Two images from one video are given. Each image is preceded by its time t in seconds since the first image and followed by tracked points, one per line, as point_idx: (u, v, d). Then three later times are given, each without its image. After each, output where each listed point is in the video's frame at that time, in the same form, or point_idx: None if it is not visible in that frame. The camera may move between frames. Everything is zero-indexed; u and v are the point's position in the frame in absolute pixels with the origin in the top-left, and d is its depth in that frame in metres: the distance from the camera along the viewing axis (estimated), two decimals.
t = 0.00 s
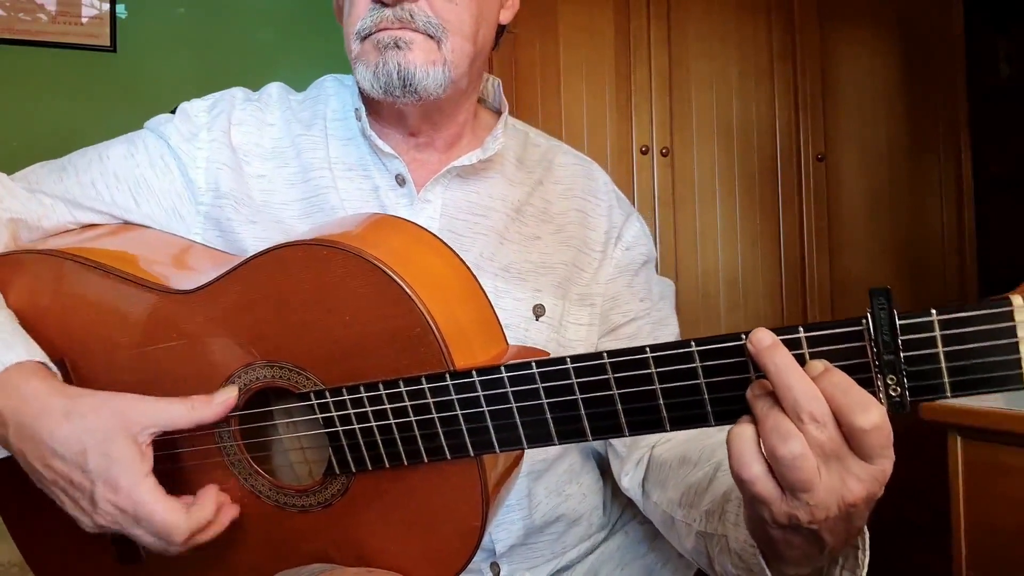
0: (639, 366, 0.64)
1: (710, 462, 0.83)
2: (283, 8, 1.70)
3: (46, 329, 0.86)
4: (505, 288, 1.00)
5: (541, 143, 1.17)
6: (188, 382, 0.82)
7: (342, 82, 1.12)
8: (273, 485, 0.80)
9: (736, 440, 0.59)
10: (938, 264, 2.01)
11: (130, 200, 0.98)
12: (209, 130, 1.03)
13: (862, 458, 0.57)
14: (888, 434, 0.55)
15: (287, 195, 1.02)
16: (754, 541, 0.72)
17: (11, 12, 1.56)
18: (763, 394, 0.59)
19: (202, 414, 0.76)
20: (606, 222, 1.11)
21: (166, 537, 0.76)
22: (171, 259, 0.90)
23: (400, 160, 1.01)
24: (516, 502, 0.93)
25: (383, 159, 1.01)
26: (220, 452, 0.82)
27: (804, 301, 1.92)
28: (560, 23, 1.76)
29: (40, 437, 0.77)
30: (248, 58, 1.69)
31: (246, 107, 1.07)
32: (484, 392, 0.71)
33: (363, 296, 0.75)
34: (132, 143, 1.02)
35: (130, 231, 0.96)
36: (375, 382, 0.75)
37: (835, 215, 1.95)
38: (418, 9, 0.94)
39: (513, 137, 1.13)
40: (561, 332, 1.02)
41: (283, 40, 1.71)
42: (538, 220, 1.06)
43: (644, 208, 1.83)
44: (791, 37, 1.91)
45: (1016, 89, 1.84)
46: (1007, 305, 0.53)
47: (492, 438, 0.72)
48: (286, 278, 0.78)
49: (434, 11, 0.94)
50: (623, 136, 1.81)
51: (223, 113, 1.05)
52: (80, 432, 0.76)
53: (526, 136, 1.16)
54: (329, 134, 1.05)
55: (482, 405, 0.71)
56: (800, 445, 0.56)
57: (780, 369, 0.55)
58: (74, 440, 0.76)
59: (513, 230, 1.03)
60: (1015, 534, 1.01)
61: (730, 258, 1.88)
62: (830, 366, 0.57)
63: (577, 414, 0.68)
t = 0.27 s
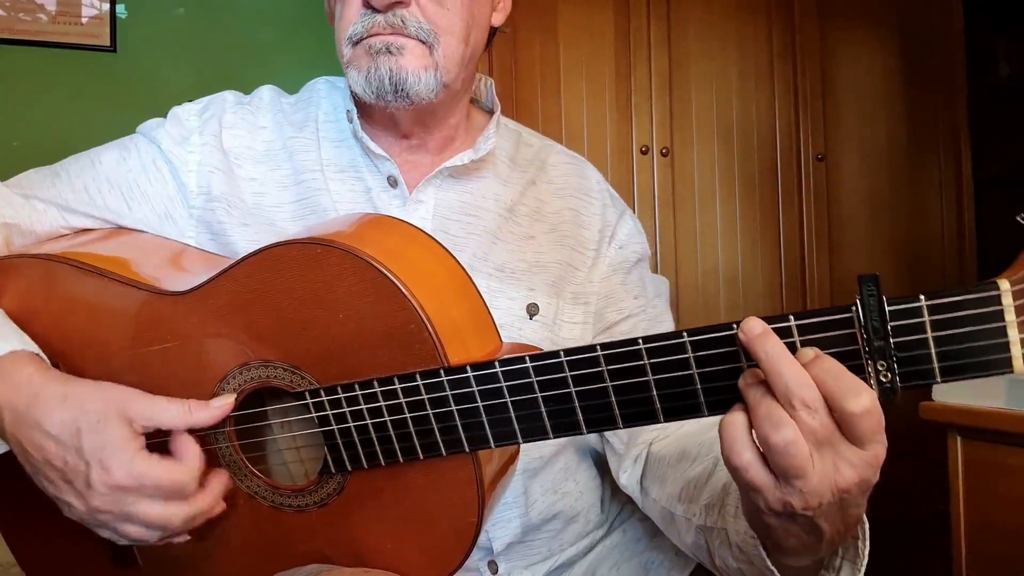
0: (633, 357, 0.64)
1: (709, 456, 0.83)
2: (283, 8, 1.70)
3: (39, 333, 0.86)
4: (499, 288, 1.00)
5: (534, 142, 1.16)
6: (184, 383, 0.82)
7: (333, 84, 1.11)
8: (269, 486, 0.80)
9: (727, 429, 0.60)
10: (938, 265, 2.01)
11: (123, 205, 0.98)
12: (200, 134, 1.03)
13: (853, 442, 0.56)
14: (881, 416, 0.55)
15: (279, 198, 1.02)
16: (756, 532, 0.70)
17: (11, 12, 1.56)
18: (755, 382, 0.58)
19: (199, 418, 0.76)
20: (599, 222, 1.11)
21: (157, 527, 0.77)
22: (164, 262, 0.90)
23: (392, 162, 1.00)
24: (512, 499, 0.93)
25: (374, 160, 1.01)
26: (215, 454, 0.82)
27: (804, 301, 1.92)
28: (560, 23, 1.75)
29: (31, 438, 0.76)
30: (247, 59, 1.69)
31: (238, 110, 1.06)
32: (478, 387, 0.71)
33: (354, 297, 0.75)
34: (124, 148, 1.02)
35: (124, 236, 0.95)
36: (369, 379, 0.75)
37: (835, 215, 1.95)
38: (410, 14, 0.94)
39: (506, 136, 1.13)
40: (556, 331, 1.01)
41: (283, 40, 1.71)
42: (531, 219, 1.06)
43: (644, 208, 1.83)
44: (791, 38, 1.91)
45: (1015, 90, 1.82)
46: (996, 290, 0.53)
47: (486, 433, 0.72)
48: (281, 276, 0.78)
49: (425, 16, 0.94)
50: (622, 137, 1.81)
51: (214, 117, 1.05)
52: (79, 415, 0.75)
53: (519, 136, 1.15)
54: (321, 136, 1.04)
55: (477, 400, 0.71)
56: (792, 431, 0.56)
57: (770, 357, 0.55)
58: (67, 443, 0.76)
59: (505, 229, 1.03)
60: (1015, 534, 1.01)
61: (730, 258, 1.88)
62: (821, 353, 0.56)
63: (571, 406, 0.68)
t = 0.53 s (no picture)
0: (623, 342, 0.64)
1: (705, 446, 0.83)
2: (284, 9, 1.70)
3: (37, 342, 0.85)
4: (496, 287, 0.99)
5: (529, 139, 1.16)
6: (180, 384, 0.82)
7: (328, 84, 1.12)
8: (264, 485, 0.79)
9: (720, 407, 0.59)
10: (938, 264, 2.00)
11: (116, 209, 0.97)
12: (193, 137, 1.03)
13: (843, 417, 0.56)
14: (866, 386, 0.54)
15: (272, 199, 1.01)
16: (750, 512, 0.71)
17: (11, 12, 1.56)
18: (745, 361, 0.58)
19: (191, 424, 0.76)
20: (596, 218, 1.11)
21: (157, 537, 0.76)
22: (159, 264, 0.90)
23: (387, 162, 1.00)
24: (509, 498, 0.93)
25: (369, 161, 1.01)
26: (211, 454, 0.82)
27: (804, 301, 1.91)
28: (561, 23, 1.75)
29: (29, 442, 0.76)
30: (248, 59, 1.69)
31: (231, 113, 1.06)
32: (470, 376, 0.70)
33: (348, 295, 0.75)
34: (118, 152, 1.01)
35: (119, 245, 0.94)
36: (363, 374, 0.74)
37: (835, 215, 1.95)
38: (404, 15, 0.93)
39: (501, 134, 1.12)
40: (554, 329, 1.01)
41: (283, 41, 1.71)
42: (528, 218, 1.05)
43: (644, 209, 1.83)
44: (791, 38, 1.91)
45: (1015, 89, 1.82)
46: (977, 263, 0.53)
47: (480, 424, 0.71)
48: (275, 274, 0.78)
49: (418, 15, 0.94)
50: (622, 137, 1.80)
51: (208, 119, 1.05)
52: (72, 435, 0.76)
53: (514, 133, 1.15)
54: (316, 137, 1.04)
55: (469, 390, 0.71)
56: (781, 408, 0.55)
57: (756, 335, 0.55)
58: (65, 451, 0.76)
59: (501, 228, 1.03)
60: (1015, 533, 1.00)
61: (730, 258, 1.88)
62: (808, 332, 0.57)
63: (563, 394, 0.67)
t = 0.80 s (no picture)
0: (620, 345, 0.64)
1: (704, 449, 0.82)
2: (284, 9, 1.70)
3: (32, 344, 0.85)
4: (495, 288, 0.99)
5: (529, 139, 1.16)
6: (177, 385, 0.82)
7: (326, 84, 1.11)
8: (262, 486, 0.79)
9: (720, 410, 0.59)
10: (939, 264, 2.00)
11: (113, 209, 0.97)
12: (190, 137, 1.02)
13: (842, 420, 0.56)
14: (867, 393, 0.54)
15: (270, 199, 1.01)
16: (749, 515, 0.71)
17: (11, 12, 1.55)
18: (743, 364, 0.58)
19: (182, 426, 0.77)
20: (596, 219, 1.10)
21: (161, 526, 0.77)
22: (154, 264, 0.90)
23: (386, 163, 1.00)
24: (508, 497, 0.93)
25: (368, 162, 1.00)
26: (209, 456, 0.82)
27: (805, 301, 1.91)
28: (561, 23, 1.75)
29: (24, 443, 0.76)
30: (248, 58, 1.69)
31: (229, 113, 1.06)
32: (468, 379, 0.70)
33: (345, 296, 0.75)
34: (115, 152, 1.01)
35: (116, 245, 0.94)
36: (360, 376, 0.74)
37: (835, 214, 1.95)
38: (400, 16, 0.93)
39: (501, 134, 1.12)
40: (553, 331, 1.00)
41: (283, 41, 1.71)
42: (527, 218, 1.05)
43: (644, 209, 1.83)
44: (792, 38, 1.90)
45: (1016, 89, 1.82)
46: (976, 264, 0.53)
47: (478, 426, 0.71)
48: (272, 274, 0.78)
49: (416, 17, 0.94)
50: (622, 137, 1.80)
51: (205, 119, 1.04)
52: (62, 437, 0.76)
53: (514, 133, 1.15)
54: (313, 137, 1.04)
55: (467, 392, 0.71)
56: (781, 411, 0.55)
57: (755, 337, 0.55)
58: (57, 453, 0.76)
59: (501, 229, 1.02)
60: (1016, 534, 1.00)
61: (730, 259, 1.88)
62: (807, 334, 0.56)
63: (561, 396, 0.67)
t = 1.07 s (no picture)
0: (622, 353, 0.64)
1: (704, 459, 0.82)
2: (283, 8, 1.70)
3: (29, 344, 0.85)
4: (496, 291, 0.99)
5: (532, 140, 1.15)
6: (177, 387, 0.82)
7: (327, 83, 1.11)
8: (262, 488, 0.79)
9: (702, 432, 0.59)
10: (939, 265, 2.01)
11: (112, 207, 0.97)
12: (189, 135, 1.02)
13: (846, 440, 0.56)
14: (870, 417, 0.55)
15: (270, 200, 1.01)
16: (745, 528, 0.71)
17: (11, 12, 1.55)
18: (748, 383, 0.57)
19: (177, 453, 0.75)
20: (599, 222, 1.10)
21: (144, 554, 0.77)
22: (153, 265, 0.89)
23: (386, 165, 1.00)
24: (508, 498, 0.93)
25: (369, 163, 1.00)
26: (209, 459, 0.81)
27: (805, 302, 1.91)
28: (560, 23, 1.74)
29: (21, 446, 0.76)
30: (248, 58, 1.69)
31: (229, 112, 1.06)
32: (469, 384, 0.70)
33: (344, 297, 0.75)
34: (114, 149, 1.01)
35: (114, 244, 0.94)
36: (360, 379, 0.74)
37: (835, 214, 1.94)
38: (403, 19, 0.93)
39: (504, 135, 1.11)
40: (554, 334, 1.01)
41: (283, 41, 1.70)
42: (529, 221, 1.05)
43: (644, 208, 1.82)
44: (792, 38, 1.90)
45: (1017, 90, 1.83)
46: (984, 275, 0.53)
47: (478, 431, 0.71)
48: (270, 277, 0.78)
49: (418, 20, 0.94)
50: (622, 137, 1.80)
51: (204, 117, 1.04)
52: (54, 454, 0.75)
53: (517, 133, 1.14)
54: (314, 138, 1.04)
55: (468, 398, 0.71)
56: (770, 435, 0.57)
57: (772, 371, 0.54)
58: (54, 454, 0.76)
59: (503, 232, 1.02)
60: (1016, 535, 1.00)
61: (730, 259, 1.87)
62: (808, 344, 0.56)
63: (561, 402, 0.67)
